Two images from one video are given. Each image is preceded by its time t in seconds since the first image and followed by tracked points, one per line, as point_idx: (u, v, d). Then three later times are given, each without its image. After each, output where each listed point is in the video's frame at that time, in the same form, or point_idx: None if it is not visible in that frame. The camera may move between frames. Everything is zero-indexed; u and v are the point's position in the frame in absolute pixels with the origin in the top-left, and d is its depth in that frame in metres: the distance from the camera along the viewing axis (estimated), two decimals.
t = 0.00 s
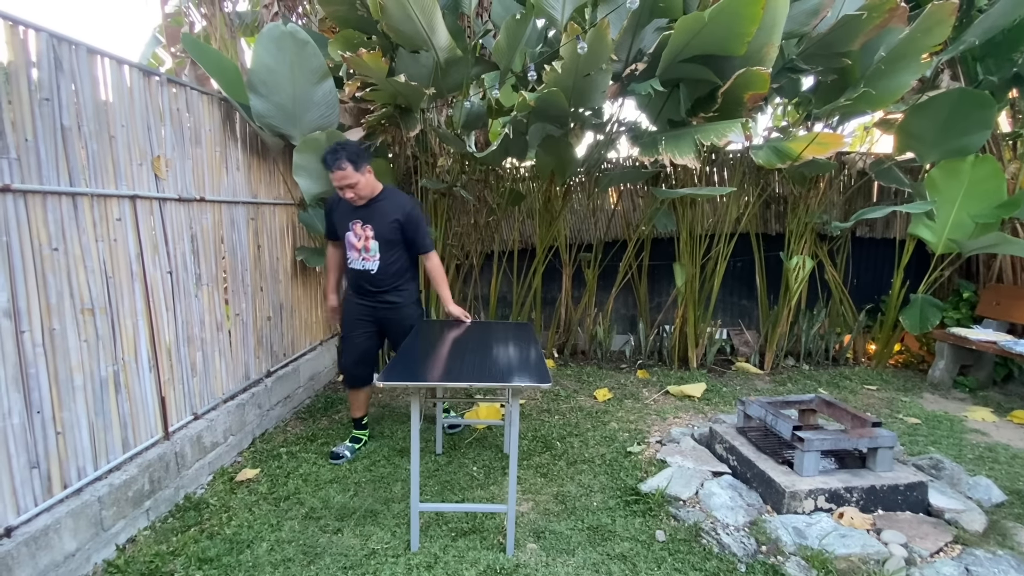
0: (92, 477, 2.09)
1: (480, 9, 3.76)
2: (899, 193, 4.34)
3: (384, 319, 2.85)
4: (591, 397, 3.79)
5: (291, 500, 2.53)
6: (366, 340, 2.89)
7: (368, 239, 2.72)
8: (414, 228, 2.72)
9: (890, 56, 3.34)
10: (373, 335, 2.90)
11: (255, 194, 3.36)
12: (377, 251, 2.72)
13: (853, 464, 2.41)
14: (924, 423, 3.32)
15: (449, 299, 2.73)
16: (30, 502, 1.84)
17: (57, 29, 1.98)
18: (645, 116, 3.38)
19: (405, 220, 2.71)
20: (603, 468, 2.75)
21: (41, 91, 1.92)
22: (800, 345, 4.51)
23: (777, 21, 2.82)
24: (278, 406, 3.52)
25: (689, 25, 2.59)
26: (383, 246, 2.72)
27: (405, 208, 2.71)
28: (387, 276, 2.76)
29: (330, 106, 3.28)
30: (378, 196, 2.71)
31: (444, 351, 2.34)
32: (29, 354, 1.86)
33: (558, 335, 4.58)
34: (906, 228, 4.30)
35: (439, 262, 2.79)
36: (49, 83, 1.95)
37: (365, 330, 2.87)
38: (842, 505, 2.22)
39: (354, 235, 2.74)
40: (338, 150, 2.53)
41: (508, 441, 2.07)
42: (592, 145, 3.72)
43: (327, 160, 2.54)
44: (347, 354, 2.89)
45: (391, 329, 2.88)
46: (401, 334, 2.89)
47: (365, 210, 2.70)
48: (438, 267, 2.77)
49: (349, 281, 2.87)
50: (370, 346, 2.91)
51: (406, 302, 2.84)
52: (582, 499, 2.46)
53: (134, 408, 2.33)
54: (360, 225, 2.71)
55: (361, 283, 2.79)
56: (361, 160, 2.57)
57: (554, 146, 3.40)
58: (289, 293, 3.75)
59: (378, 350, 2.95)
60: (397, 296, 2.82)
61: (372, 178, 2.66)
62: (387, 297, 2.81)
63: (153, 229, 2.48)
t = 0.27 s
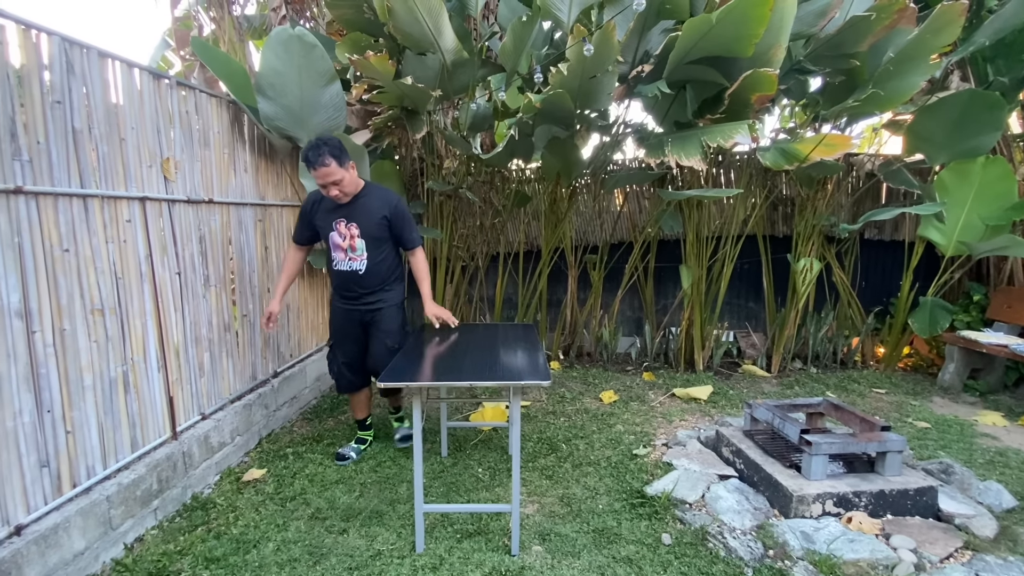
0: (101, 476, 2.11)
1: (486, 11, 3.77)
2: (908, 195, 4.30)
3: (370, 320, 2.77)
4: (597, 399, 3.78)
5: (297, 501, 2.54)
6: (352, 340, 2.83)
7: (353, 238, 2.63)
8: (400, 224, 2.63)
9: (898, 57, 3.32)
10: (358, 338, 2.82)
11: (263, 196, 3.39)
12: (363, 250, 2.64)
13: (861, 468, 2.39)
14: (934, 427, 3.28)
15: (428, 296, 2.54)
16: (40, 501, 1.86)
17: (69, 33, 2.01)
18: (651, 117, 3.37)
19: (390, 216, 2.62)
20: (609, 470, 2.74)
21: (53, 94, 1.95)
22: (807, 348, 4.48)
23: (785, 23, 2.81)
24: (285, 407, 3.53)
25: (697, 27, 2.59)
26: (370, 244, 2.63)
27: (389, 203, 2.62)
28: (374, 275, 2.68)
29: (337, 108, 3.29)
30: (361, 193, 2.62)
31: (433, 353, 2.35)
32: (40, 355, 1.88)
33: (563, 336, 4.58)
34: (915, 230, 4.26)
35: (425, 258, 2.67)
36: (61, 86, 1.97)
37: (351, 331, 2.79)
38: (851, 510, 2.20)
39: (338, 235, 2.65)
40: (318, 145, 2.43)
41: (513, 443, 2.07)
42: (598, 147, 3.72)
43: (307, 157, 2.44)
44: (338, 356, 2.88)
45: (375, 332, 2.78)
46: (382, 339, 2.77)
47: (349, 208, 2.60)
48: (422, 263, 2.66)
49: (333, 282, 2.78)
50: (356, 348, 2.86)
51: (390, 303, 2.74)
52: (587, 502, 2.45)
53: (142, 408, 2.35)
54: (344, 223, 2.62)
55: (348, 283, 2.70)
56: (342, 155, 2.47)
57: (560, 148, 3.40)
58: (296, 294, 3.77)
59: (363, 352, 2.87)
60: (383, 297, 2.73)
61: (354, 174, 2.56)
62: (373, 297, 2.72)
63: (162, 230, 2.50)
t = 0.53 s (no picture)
0: (114, 474, 2.14)
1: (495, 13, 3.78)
2: (922, 195, 4.24)
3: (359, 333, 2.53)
4: (606, 401, 3.77)
5: (306, 500, 2.56)
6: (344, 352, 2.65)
7: (352, 241, 2.45)
8: (404, 228, 2.50)
9: (913, 55, 3.28)
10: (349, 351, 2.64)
11: (273, 198, 3.42)
12: (362, 254, 2.45)
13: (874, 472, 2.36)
14: (949, 431, 3.23)
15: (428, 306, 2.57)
16: (55, 498, 1.88)
17: (85, 37, 2.04)
18: (661, 118, 3.36)
19: (395, 220, 2.48)
20: (617, 472, 2.72)
21: (69, 98, 1.98)
22: (819, 350, 4.43)
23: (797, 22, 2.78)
24: (295, 406, 3.55)
25: (707, 27, 2.57)
26: (371, 249, 2.45)
27: (395, 206, 2.48)
28: (372, 282, 2.48)
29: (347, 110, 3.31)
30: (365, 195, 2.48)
31: (437, 356, 2.34)
32: (55, 354, 1.90)
33: (571, 337, 4.57)
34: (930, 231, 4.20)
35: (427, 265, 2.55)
36: (76, 89, 2.01)
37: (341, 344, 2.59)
38: (864, 514, 2.17)
39: (337, 237, 2.46)
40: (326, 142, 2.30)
41: (520, 444, 2.07)
42: (607, 148, 3.71)
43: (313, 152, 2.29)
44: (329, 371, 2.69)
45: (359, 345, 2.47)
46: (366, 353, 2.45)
47: (352, 209, 2.44)
48: (423, 270, 2.55)
49: (325, 288, 2.57)
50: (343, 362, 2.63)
51: (383, 314, 2.50)
52: (596, 504, 2.44)
53: (155, 407, 2.38)
54: (345, 225, 2.45)
55: (342, 290, 2.50)
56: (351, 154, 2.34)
57: (568, 148, 3.40)
58: (305, 295, 3.79)
59: (350, 365, 2.71)
60: (375, 307, 2.50)
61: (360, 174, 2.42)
62: (365, 307, 2.50)
63: (174, 231, 2.53)
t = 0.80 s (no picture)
0: (131, 471, 2.17)
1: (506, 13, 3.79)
2: (940, 194, 4.17)
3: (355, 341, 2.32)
4: (616, 402, 3.75)
5: (318, 498, 2.58)
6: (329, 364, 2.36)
7: (360, 238, 2.28)
8: (417, 228, 2.39)
9: (930, 52, 3.22)
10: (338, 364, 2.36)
11: (286, 199, 3.45)
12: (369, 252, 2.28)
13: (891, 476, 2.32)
14: (969, 435, 3.16)
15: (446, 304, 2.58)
16: (74, 494, 1.92)
17: (103, 41, 2.07)
18: (672, 117, 3.34)
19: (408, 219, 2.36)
20: (629, 474, 2.71)
21: (88, 101, 2.01)
22: (834, 352, 4.37)
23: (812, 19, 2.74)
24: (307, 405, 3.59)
25: (720, 25, 2.55)
26: (380, 247, 2.29)
27: (410, 204, 2.36)
28: (376, 284, 2.30)
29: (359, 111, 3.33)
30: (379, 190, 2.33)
31: (451, 356, 2.35)
32: (75, 353, 1.94)
33: (582, 338, 4.56)
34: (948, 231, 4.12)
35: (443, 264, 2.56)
36: (95, 92, 2.04)
37: (330, 354, 2.34)
38: (881, 519, 2.13)
39: (342, 231, 2.29)
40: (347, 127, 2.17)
41: (530, 444, 2.07)
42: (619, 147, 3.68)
43: (333, 137, 2.14)
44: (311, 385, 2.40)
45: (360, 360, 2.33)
46: (369, 369, 2.31)
47: (365, 202, 2.29)
48: (440, 268, 2.57)
49: (320, 290, 2.35)
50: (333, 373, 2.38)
51: (384, 323, 2.31)
52: (607, 506, 2.43)
53: (170, 405, 2.41)
54: (354, 220, 2.28)
55: (341, 291, 2.29)
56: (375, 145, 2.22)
57: (580, 148, 3.39)
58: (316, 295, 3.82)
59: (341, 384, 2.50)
60: (377, 314, 2.31)
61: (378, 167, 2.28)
62: (365, 312, 2.31)
63: (190, 232, 2.56)
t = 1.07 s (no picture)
0: (151, 467, 2.22)
1: (519, 13, 3.78)
2: (964, 192, 4.07)
3: (371, 348, 2.17)
4: (630, 403, 3.72)
5: (333, 496, 2.60)
6: (341, 374, 2.14)
7: (372, 240, 2.12)
8: (427, 227, 2.29)
9: (954, 46, 3.15)
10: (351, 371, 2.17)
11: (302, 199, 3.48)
12: (383, 255, 2.14)
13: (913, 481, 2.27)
14: (993, 439, 3.08)
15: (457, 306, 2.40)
16: (97, 489, 1.96)
17: (124, 45, 2.11)
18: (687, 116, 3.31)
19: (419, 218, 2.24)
20: (642, 475, 2.69)
21: (110, 104, 2.06)
22: (852, 353, 4.29)
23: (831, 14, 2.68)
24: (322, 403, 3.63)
25: (736, 21, 2.52)
26: (395, 250, 2.16)
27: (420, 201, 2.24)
28: (392, 288, 2.17)
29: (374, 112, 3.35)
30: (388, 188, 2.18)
31: (460, 355, 2.34)
32: (97, 351, 1.98)
33: (595, 338, 4.54)
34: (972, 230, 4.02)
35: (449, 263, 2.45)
36: (116, 95, 2.08)
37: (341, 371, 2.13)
38: (901, 524, 2.09)
39: (353, 235, 2.11)
40: (360, 121, 2.00)
41: (544, 444, 2.07)
42: (633, 146, 3.66)
43: (348, 132, 1.96)
44: (325, 403, 2.08)
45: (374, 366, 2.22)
46: (386, 374, 2.23)
47: (378, 202, 2.12)
48: (447, 268, 2.42)
49: (327, 299, 2.16)
50: (347, 387, 2.15)
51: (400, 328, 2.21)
52: (620, 507, 2.41)
53: (189, 402, 2.45)
54: (366, 222, 2.11)
55: (354, 299, 2.13)
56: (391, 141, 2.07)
57: (593, 147, 3.37)
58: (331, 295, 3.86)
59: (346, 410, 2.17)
60: (393, 320, 2.20)
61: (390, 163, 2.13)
62: (382, 319, 2.17)
63: (208, 232, 2.60)
